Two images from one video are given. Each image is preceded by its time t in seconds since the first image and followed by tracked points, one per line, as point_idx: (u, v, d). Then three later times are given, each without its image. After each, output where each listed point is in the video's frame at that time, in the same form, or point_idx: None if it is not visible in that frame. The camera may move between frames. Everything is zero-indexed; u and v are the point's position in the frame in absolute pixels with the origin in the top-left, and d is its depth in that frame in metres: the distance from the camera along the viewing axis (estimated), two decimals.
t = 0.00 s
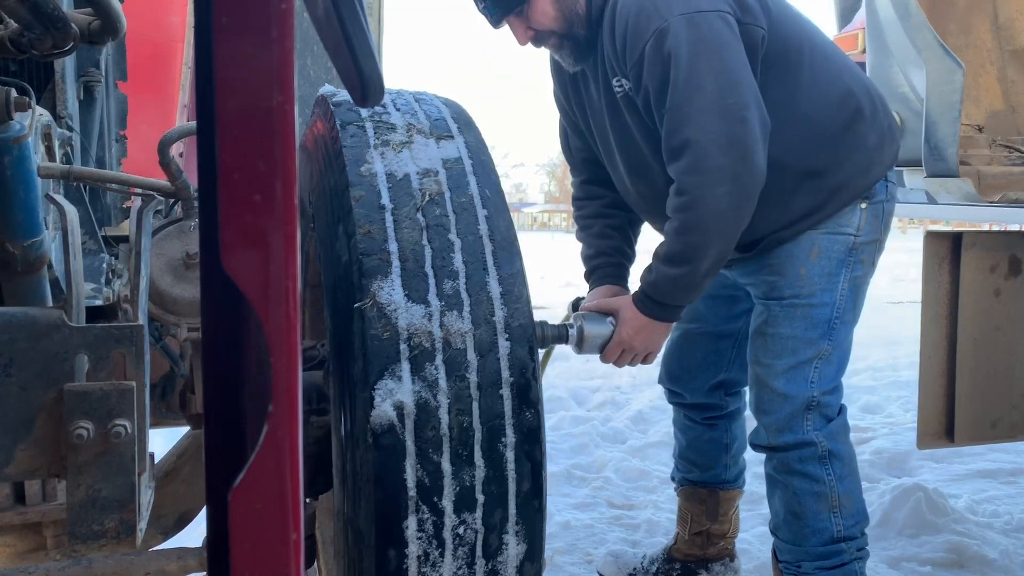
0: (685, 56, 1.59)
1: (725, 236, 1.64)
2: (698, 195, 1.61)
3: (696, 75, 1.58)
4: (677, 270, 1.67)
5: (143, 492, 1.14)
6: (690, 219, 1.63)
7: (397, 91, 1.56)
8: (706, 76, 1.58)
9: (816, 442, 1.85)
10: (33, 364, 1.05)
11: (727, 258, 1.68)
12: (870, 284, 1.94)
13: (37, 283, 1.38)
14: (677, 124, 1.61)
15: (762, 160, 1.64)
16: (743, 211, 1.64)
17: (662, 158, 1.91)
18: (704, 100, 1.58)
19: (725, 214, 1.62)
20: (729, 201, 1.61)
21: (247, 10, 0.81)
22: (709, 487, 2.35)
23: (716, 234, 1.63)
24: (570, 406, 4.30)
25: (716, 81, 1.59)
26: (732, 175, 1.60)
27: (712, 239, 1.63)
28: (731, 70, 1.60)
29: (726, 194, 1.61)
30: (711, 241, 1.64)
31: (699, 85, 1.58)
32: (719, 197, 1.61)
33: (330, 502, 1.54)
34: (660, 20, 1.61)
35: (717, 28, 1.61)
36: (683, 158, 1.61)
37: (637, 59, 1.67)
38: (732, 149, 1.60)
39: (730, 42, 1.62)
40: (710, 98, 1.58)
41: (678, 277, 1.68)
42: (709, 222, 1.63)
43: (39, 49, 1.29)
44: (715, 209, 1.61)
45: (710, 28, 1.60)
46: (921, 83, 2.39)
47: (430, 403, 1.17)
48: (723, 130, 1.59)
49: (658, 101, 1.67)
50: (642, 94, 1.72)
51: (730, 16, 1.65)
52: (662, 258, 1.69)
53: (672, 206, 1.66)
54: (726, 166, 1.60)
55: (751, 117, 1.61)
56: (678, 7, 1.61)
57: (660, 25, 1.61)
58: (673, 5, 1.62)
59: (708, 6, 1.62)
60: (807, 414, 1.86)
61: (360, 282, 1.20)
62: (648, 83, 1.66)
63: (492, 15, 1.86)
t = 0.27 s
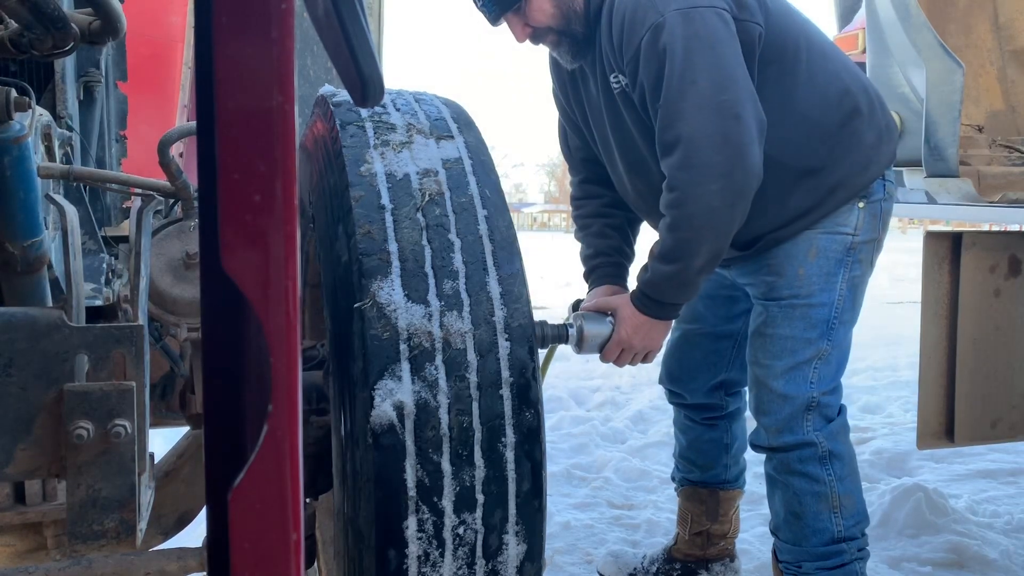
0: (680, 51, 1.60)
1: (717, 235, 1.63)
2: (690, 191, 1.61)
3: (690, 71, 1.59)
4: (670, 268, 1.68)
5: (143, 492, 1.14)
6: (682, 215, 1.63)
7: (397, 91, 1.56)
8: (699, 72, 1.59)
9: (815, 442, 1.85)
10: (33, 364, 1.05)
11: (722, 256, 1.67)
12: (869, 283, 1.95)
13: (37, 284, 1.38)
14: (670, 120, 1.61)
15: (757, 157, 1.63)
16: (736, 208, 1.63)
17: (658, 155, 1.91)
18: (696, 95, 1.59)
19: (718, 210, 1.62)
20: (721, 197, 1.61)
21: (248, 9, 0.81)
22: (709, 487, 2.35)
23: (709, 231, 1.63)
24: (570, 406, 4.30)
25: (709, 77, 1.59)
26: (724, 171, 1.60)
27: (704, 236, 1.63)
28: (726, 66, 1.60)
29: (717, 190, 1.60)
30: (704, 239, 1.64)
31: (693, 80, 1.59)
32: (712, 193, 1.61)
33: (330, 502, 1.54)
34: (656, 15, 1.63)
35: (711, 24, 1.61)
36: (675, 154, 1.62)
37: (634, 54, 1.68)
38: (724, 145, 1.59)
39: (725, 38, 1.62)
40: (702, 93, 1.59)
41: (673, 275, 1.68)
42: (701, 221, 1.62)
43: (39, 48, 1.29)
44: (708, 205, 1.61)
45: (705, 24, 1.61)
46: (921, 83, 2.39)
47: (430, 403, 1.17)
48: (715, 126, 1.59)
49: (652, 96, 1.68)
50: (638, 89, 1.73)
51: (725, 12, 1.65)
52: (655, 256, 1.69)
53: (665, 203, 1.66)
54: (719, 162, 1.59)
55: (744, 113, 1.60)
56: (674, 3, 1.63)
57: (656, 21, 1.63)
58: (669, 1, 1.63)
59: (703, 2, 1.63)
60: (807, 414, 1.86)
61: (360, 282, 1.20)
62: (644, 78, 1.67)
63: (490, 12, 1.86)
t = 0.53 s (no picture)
0: (674, 51, 1.60)
1: (713, 235, 1.63)
2: (685, 190, 1.61)
3: (684, 70, 1.59)
4: (667, 267, 1.67)
5: (143, 492, 1.14)
6: (679, 214, 1.63)
7: (397, 91, 1.56)
8: (693, 71, 1.59)
9: (815, 440, 1.85)
10: (33, 364, 1.05)
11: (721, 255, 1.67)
12: (868, 282, 1.95)
13: (36, 284, 1.38)
14: (665, 119, 1.62)
15: (753, 155, 1.63)
16: (732, 207, 1.63)
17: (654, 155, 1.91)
18: (691, 94, 1.59)
19: (714, 210, 1.62)
20: (717, 196, 1.61)
21: (247, 9, 0.81)
22: (709, 487, 2.35)
23: (705, 231, 1.63)
24: (570, 406, 4.30)
25: (704, 76, 1.59)
26: (720, 170, 1.60)
27: (700, 236, 1.63)
28: (721, 65, 1.60)
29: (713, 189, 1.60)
30: (700, 239, 1.64)
31: (687, 80, 1.59)
32: (707, 193, 1.60)
33: (330, 502, 1.54)
34: (651, 15, 1.63)
35: (706, 23, 1.61)
36: (670, 153, 1.62)
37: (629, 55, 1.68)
38: (720, 144, 1.59)
39: (720, 37, 1.62)
40: (697, 92, 1.59)
41: (672, 273, 1.67)
42: (698, 220, 1.62)
43: (39, 49, 1.29)
44: (704, 204, 1.61)
45: (699, 23, 1.61)
46: (921, 83, 2.39)
47: (430, 403, 1.17)
48: (711, 125, 1.59)
49: (647, 96, 1.68)
50: (634, 90, 1.73)
51: (720, 12, 1.65)
52: (653, 255, 1.68)
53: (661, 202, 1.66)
54: (714, 162, 1.59)
55: (739, 112, 1.60)
56: (669, 2, 1.63)
57: (650, 20, 1.63)
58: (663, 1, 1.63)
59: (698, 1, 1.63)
60: (806, 414, 1.86)
61: (360, 282, 1.20)
62: (639, 78, 1.67)
63: (487, 17, 1.86)
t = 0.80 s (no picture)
0: (672, 50, 1.60)
1: (712, 235, 1.63)
2: (684, 190, 1.61)
3: (682, 70, 1.59)
4: (667, 267, 1.67)
5: (143, 492, 1.14)
6: (678, 214, 1.63)
7: (397, 91, 1.56)
8: (691, 71, 1.59)
9: (814, 440, 1.85)
10: (33, 364, 1.04)
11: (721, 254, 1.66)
12: (867, 281, 1.95)
13: (36, 284, 1.38)
14: (663, 119, 1.62)
15: (751, 155, 1.63)
16: (731, 207, 1.62)
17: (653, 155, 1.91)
18: (689, 93, 1.59)
19: (713, 209, 1.62)
20: (715, 196, 1.61)
21: (248, 9, 0.81)
22: (709, 487, 2.35)
23: (704, 231, 1.63)
24: (570, 406, 4.30)
25: (702, 75, 1.59)
26: (719, 170, 1.60)
27: (699, 236, 1.63)
28: (719, 65, 1.60)
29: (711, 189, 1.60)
30: (699, 238, 1.63)
31: (685, 79, 1.59)
32: (706, 192, 1.60)
33: (330, 502, 1.54)
34: (648, 15, 1.63)
35: (703, 23, 1.61)
36: (669, 152, 1.62)
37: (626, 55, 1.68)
38: (718, 143, 1.59)
39: (717, 37, 1.62)
40: (695, 92, 1.59)
41: (672, 272, 1.67)
42: (697, 219, 1.62)
43: (39, 49, 1.29)
44: (703, 203, 1.61)
45: (697, 23, 1.61)
46: (921, 83, 2.39)
47: (430, 403, 1.17)
48: (710, 124, 1.59)
49: (645, 96, 1.68)
50: (631, 90, 1.73)
51: (717, 12, 1.65)
52: (653, 254, 1.69)
53: (660, 202, 1.66)
54: (713, 161, 1.59)
55: (737, 112, 1.60)
56: (666, 2, 1.63)
57: (648, 21, 1.63)
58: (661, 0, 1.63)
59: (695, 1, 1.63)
60: (805, 413, 1.86)
61: (360, 282, 1.20)
62: (637, 78, 1.67)
63: (484, 18, 1.86)
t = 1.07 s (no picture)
0: (671, 50, 1.60)
1: (711, 235, 1.63)
2: (682, 190, 1.61)
3: (681, 70, 1.59)
4: (666, 267, 1.67)
5: (143, 492, 1.14)
6: (677, 214, 1.63)
7: (397, 91, 1.56)
8: (690, 71, 1.59)
9: (814, 441, 1.85)
10: (33, 364, 1.04)
11: (720, 254, 1.66)
12: (867, 282, 1.95)
13: (36, 284, 1.38)
14: (662, 119, 1.62)
15: (751, 155, 1.63)
16: (730, 207, 1.62)
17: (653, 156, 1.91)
18: (688, 93, 1.59)
19: (712, 209, 1.62)
20: (714, 196, 1.61)
21: (247, 8, 0.81)
22: (710, 487, 2.35)
23: (703, 231, 1.63)
24: (570, 406, 4.30)
25: (701, 75, 1.59)
26: (718, 170, 1.60)
27: (698, 236, 1.63)
28: (718, 65, 1.60)
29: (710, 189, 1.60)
30: (698, 238, 1.63)
31: (684, 79, 1.59)
32: (704, 192, 1.60)
33: (330, 502, 1.54)
34: (647, 15, 1.63)
35: (702, 23, 1.61)
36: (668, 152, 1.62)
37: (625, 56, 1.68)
38: (717, 143, 1.59)
39: (716, 37, 1.62)
40: (694, 92, 1.59)
41: (672, 272, 1.67)
42: (696, 220, 1.62)
43: (39, 49, 1.29)
44: (702, 203, 1.61)
45: (696, 23, 1.61)
46: (921, 83, 2.39)
47: (430, 403, 1.16)
48: (709, 124, 1.59)
49: (644, 96, 1.68)
50: (631, 90, 1.73)
51: (716, 12, 1.65)
52: (652, 255, 1.69)
53: (660, 202, 1.66)
54: (712, 161, 1.59)
55: (736, 112, 1.60)
56: (665, 2, 1.63)
57: (647, 21, 1.63)
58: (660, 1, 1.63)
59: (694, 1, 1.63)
60: (805, 414, 1.86)
61: (360, 282, 1.20)
62: (636, 78, 1.67)
63: (484, 18, 1.85)
